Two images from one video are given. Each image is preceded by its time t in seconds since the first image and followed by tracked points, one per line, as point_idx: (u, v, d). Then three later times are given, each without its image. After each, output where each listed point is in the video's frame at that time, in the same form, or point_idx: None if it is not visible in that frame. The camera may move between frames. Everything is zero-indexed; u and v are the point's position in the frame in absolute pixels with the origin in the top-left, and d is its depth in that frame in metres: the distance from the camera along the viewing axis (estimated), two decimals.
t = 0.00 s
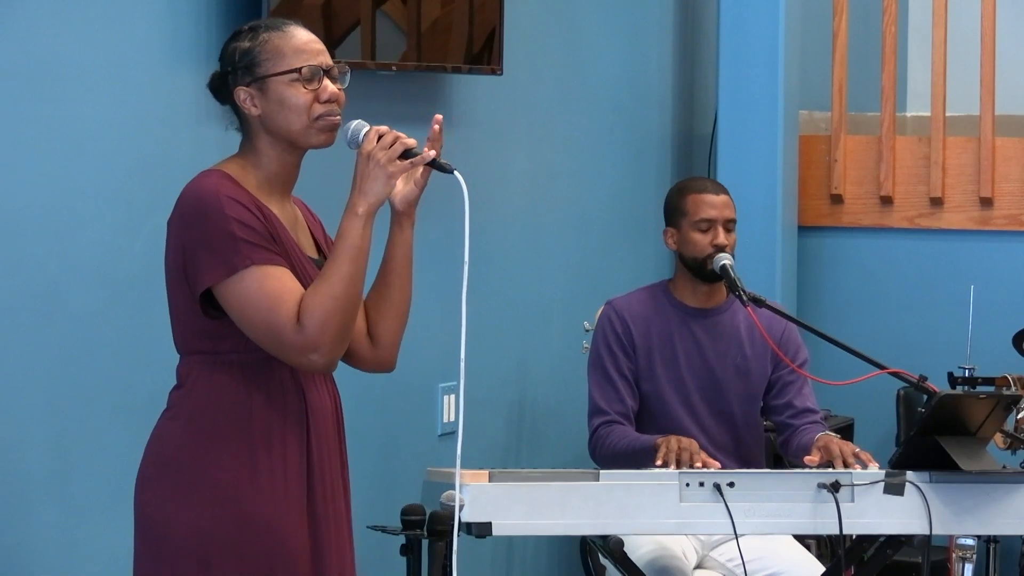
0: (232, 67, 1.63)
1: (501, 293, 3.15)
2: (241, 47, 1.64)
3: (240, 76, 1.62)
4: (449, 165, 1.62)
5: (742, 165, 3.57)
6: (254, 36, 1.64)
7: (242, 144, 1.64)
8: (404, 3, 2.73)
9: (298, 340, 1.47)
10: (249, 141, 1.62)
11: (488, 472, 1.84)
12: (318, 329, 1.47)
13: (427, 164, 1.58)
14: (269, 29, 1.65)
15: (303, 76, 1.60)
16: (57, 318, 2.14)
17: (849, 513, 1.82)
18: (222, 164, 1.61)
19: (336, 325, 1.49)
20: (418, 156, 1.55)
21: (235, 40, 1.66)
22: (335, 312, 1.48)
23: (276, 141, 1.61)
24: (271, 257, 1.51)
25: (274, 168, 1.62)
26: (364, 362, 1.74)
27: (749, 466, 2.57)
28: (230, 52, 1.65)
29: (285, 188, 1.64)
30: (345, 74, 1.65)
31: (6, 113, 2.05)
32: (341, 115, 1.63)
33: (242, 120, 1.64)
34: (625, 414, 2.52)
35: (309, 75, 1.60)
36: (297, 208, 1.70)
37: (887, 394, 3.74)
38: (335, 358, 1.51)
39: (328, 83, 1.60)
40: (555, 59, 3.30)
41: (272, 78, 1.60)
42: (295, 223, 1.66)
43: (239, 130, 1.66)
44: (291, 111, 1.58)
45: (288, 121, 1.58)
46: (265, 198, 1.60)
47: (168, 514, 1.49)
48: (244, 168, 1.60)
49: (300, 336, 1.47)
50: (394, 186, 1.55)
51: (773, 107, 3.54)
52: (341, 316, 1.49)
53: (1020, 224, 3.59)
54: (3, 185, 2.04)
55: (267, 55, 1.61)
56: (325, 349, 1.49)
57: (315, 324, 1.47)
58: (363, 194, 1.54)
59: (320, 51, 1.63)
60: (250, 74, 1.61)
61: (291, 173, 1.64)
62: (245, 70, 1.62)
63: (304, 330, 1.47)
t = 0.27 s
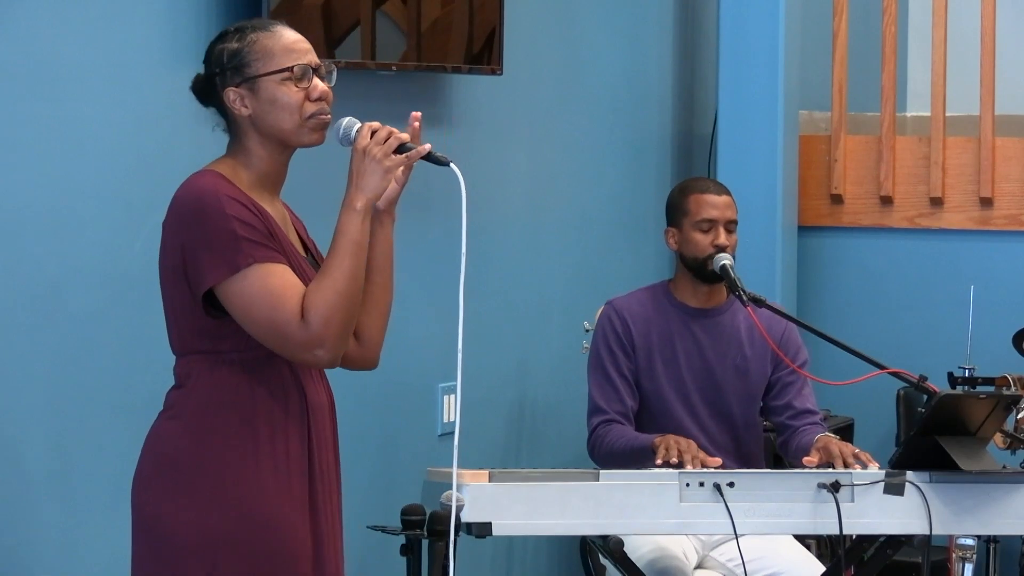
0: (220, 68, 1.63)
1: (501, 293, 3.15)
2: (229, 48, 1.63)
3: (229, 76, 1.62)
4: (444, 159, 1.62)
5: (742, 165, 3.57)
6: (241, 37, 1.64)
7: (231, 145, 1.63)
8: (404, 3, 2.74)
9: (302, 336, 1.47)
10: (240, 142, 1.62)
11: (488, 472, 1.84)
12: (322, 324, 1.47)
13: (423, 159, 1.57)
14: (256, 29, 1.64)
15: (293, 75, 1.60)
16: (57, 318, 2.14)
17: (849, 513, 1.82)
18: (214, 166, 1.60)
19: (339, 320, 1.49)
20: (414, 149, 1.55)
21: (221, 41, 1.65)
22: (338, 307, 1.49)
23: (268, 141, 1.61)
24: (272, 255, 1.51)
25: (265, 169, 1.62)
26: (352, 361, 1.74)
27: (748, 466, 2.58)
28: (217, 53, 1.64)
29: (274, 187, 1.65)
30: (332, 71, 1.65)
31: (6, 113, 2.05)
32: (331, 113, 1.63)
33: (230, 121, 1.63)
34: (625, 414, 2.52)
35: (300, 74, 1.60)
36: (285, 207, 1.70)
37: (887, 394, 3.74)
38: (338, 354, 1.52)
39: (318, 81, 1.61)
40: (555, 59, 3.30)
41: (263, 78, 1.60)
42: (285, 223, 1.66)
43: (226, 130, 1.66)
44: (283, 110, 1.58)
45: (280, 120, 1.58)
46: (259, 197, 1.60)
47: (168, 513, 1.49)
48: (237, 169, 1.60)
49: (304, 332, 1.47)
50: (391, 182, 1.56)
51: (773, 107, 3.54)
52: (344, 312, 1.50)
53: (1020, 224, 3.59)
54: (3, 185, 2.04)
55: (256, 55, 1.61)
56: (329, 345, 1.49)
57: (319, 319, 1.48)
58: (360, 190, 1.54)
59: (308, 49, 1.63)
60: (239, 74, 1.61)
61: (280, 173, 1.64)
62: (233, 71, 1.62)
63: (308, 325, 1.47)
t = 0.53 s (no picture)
0: (206, 68, 1.62)
1: (501, 293, 3.15)
2: (215, 48, 1.62)
3: (216, 76, 1.61)
4: (437, 152, 1.64)
5: (742, 165, 3.57)
6: (226, 37, 1.63)
7: (217, 144, 1.63)
8: (404, 3, 2.74)
9: (306, 331, 1.48)
10: (227, 141, 1.61)
11: (489, 472, 1.84)
12: (325, 319, 1.49)
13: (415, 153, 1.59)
14: (240, 29, 1.64)
15: (283, 73, 1.60)
16: (57, 318, 2.14)
17: (849, 513, 1.82)
18: (203, 166, 1.59)
19: (342, 315, 1.50)
20: (406, 143, 1.56)
21: (204, 41, 1.64)
22: (340, 302, 1.50)
23: (257, 139, 1.61)
24: (274, 253, 1.51)
25: (254, 168, 1.62)
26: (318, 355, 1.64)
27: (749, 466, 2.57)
28: (201, 54, 1.63)
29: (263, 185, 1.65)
30: (314, 68, 1.66)
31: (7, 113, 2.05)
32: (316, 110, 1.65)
33: (216, 120, 1.62)
34: (623, 415, 2.52)
35: (288, 72, 1.60)
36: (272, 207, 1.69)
37: (887, 394, 3.74)
38: (340, 350, 1.53)
39: (305, 78, 1.62)
40: (555, 59, 3.30)
41: (252, 77, 1.60)
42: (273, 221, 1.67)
43: (210, 130, 1.65)
44: (274, 109, 1.59)
45: (269, 118, 1.59)
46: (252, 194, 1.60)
47: (168, 512, 1.49)
48: (227, 168, 1.60)
49: (308, 326, 1.48)
50: (386, 176, 1.57)
51: (773, 107, 3.54)
52: (347, 307, 1.51)
53: (1020, 224, 3.59)
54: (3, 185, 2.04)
55: (244, 54, 1.61)
56: (332, 339, 1.50)
57: (322, 314, 1.48)
58: (355, 185, 1.56)
59: (293, 48, 1.64)
60: (227, 74, 1.60)
61: (265, 171, 1.65)
62: (220, 70, 1.61)
63: (312, 321, 1.48)
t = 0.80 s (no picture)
0: (195, 68, 1.61)
1: (500, 293, 3.15)
2: (203, 48, 1.61)
3: (204, 76, 1.60)
4: (430, 149, 1.65)
5: (742, 165, 3.57)
6: (214, 37, 1.62)
7: (204, 143, 1.62)
8: (404, 3, 2.74)
9: (309, 327, 1.49)
10: (216, 141, 1.61)
11: (489, 472, 1.85)
12: (327, 314, 1.49)
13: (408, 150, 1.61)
14: (228, 29, 1.63)
15: (272, 73, 1.61)
16: (56, 317, 2.14)
17: (849, 513, 1.82)
18: (192, 165, 1.58)
19: (342, 310, 1.51)
20: (398, 140, 1.58)
21: (191, 41, 1.63)
22: (340, 297, 1.51)
23: (246, 139, 1.61)
24: (275, 250, 1.52)
25: (242, 167, 1.62)
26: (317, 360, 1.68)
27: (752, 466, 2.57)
28: (189, 54, 1.62)
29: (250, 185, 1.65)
30: (298, 68, 1.67)
31: (7, 113, 2.05)
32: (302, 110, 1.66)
33: (204, 120, 1.62)
34: (623, 417, 2.52)
35: (276, 72, 1.61)
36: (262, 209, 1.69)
37: (887, 394, 3.74)
38: (338, 345, 1.54)
39: (292, 78, 1.62)
40: (555, 59, 3.30)
41: (242, 77, 1.60)
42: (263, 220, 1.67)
43: (196, 131, 1.64)
44: (264, 109, 1.59)
45: (259, 117, 1.59)
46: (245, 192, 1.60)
47: (169, 512, 1.48)
48: (217, 168, 1.59)
49: (310, 322, 1.49)
50: (380, 173, 1.59)
51: (772, 107, 3.54)
52: (346, 302, 1.52)
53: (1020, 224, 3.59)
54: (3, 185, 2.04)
55: (233, 54, 1.60)
56: (332, 335, 1.51)
57: (323, 310, 1.49)
58: (349, 180, 1.57)
59: (280, 49, 1.64)
60: (216, 73, 1.60)
61: (252, 171, 1.65)
62: (209, 70, 1.60)
63: (314, 316, 1.49)
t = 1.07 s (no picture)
0: (190, 66, 1.60)
1: (501, 293, 3.15)
2: (199, 47, 1.61)
3: (200, 74, 1.60)
4: (422, 151, 1.69)
5: (742, 165, 3.57)
6: (209, 36, 1.62)
7: (196, 142, 1.61)
8: (404, 3, 2.74)
9: (309, 323, 1.50)
10: (209, 139, 1.60)
11: (489, 472, 1.85)
12: (326, 311, 1.51)
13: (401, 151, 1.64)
14: (222, 29, 1.63)
15: (268, 73, 1.62)
16: (56, 317, 2.13)
17: (849, 513, 1.82)
18: (185, 163, 1.57)
19: (340, 308, 1.53)
20: (392, 141, 1.60)
21: (185, 40, 1.62)
22: (338, 295, 1.52)
23: (241, 138, 1.61)
24: (275, 248, 1.52)
25: (234, 166, 1.62)
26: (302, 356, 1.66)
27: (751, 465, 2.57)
28: (183, 53, 1.61)
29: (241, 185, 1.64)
30: (288, 70, 1.68)
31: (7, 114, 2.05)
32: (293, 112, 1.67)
33: (197, 119, 1.61)
34: (626, 415, 2.52)
35: (272, 73, 1.62)
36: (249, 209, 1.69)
37: (887, 393, 3.74)
38: (334, 343, 1.55)
39: (286, 79, 1.64)
40: (555, 59, 3.30)
41: (238, 76, 1.60)
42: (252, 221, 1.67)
43: (187, 130, 1.63)
44: (260, 108, 1.60)
45: (255, 117, 1.60)
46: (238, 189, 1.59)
47: (167, 510, 1.48)
48: (212, 166, 1.59)
49: (310, 319, 1.50)
50: (374, 173, 1.61)
51: (772, 107, 3.54)
52: (344, 300, 1.53)
53: (1021, 224, 3.59)
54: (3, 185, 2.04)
55: (230, 54, 1.61)
56: (330, 332, 1.52)
57: (323, 307, 1.50)
58: (345, 180, 1.59)
59: (273, 51, 1.65)
60: (212, 72, 1.60)
61: (242, 171, 1.65)
62: (205, 68, 1.60)
63: (314, 313, 1.50)
